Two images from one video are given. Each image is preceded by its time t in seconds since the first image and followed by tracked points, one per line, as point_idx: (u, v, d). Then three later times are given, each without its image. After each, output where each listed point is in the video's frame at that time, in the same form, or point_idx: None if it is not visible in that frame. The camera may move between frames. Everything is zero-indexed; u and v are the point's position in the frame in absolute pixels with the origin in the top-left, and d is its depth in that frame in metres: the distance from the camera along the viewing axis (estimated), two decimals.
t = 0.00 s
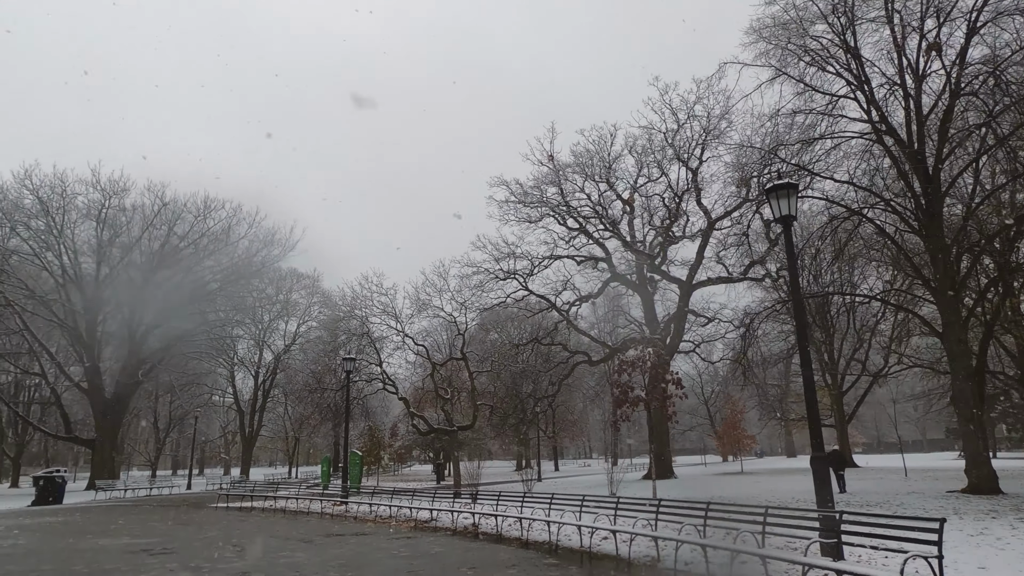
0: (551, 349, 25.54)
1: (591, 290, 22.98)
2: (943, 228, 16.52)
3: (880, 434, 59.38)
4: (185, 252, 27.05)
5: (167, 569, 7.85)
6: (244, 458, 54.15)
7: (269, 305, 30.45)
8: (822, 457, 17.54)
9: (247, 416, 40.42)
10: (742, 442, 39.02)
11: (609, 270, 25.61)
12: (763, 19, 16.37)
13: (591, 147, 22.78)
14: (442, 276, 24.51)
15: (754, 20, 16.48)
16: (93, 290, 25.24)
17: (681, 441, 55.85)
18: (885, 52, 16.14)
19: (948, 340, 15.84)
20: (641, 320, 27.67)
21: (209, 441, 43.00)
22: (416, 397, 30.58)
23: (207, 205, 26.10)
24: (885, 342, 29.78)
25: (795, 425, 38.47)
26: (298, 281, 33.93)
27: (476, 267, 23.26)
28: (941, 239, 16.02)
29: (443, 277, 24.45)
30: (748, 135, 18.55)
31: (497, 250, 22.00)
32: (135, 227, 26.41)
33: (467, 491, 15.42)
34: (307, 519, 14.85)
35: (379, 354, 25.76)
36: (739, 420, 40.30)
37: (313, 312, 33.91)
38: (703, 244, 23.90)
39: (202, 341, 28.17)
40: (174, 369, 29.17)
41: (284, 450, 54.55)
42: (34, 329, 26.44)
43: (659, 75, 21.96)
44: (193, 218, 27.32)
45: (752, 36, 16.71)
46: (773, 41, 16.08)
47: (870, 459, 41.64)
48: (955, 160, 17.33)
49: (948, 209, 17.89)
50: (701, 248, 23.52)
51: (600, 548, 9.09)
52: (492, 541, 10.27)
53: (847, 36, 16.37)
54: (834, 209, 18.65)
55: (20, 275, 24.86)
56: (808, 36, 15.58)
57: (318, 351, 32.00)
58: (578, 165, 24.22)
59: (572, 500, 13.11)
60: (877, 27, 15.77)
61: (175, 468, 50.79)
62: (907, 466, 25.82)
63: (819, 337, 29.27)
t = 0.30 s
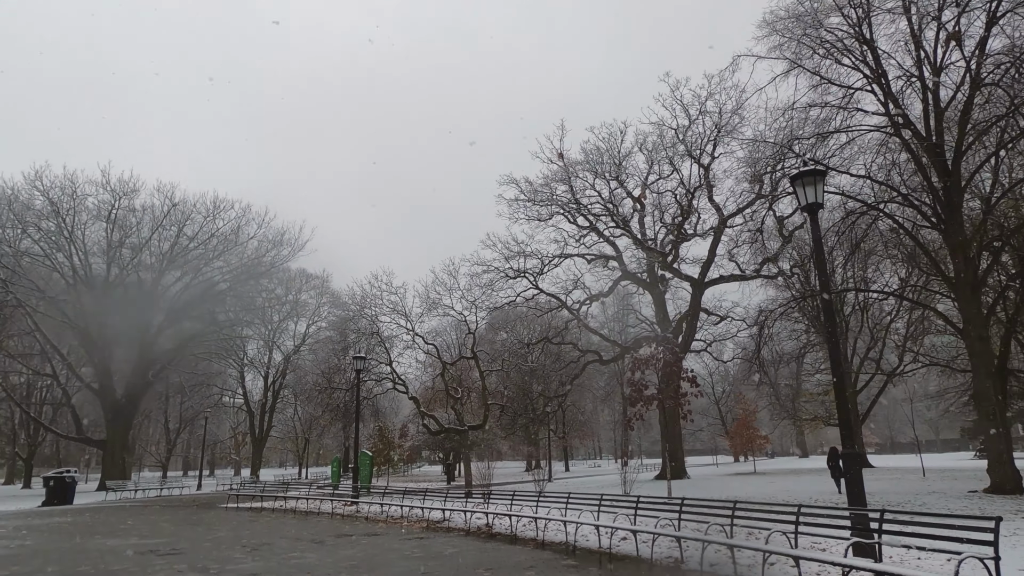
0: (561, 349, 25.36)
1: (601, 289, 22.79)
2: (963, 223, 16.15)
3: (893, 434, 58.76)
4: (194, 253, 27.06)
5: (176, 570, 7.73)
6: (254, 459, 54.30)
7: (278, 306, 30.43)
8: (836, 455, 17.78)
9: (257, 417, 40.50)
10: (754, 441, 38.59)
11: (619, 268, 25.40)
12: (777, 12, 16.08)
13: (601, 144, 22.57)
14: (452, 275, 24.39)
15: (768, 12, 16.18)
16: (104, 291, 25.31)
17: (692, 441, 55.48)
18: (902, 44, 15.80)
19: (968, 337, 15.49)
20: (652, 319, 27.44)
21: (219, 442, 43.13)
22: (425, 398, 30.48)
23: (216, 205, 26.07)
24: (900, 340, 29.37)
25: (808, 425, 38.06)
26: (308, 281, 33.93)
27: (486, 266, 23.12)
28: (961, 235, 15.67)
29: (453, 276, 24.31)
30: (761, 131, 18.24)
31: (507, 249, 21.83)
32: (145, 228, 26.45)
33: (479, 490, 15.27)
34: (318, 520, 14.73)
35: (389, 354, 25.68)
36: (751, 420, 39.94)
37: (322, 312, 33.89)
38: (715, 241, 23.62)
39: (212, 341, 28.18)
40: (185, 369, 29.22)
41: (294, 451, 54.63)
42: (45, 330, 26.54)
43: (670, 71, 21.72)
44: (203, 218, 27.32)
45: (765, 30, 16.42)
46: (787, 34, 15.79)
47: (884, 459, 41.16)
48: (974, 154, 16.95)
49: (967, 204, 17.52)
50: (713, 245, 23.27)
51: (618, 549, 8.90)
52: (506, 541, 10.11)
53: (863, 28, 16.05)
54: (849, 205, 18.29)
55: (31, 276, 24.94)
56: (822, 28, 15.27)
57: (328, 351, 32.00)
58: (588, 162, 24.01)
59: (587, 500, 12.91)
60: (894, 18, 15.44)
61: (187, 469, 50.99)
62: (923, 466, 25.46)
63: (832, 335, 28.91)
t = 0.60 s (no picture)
0: (569, 348, 25.16)
1: (609, 288, 22.60)
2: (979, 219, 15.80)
3: (904, 433, 58.23)
4: (200, 253, 26.99)
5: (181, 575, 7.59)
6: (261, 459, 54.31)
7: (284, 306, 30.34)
8: (849, 454, 17.52)
9: (263, 417, 40.47)
10: (764, 441, 38.26)
11: (627, 267, 25.19)
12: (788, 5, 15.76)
13: (609, 142, 22.35)
14: (458, 274, 24.23)
15: (778, 6, 15.87)
16: (109, 292, 25.29)
17: (700, 440, 55.16)
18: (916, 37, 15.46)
19: (986, 336, 15.17)
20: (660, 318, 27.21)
21: (226, 442, 43.12)
22: (432, 397, 30.34)
23: (221, 205, 25.99)
24: (911, 338, 29.03)
25: (817, 424, 37.73)
26: (314, 281, 33.84)
27: (493, 264, 22.96)
28: (977, 231, 15.33)
29: (459, 275, 24.15)
30: (771, 127, 17.94)
31: (513, 248, 21.66)
32: (151, 228, 26.41)
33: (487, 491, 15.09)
34: (325, 522, 14.59)
35: (395, 354, 25.54)
36: (761, 420, 39.61)
37: (329, 313, 33.82)
38: (724, 239, 23.37)
39: (218, 342, 28.12)
40: (191, 370, 29.18)
41: (301, 450, 54.60)
42: (52, 331, 26.52)
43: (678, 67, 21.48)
44: (208, 218, 27.25)
45: (776, 24, 16.11)
46: (798, 27, 15.49)
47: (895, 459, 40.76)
48: (991, 149, 16.60)
49: (983, 199, 17.18)
50: (722, 243, 23.02)
51: (633, 554, 8.71)
52: (517, 545, 9.93)
53: (876, 21, 15.71)
54: (862, 201, 17.94)
55: (37, 277, 24.91)
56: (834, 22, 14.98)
57: (334, 351, 31.93)
58: (595, 160, 23.78)
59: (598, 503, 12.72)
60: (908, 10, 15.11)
61: (193, 469, 51.09)
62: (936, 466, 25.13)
63: (842, 333, 28.60)
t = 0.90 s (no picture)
0: (576, 348, 24.98)
1: (617, 286, 22.42)
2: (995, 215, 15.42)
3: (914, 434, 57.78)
4: (207, 253, 26.99)
5: None
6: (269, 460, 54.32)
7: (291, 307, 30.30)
8: (863, 454, 17.24)
9: (271, 418, 40.44)
10: (774, 442, 37.91)
11: (635, 265, 25.01)
12: None
13: (617, 139, 22.16)
14: (466, 272, 24.10)
15: None
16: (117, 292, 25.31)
17: (708, 441, 54.83)
18: (931, 31, 15.13)
19: (1004, 335, 14.82)
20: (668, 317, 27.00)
21: (234, 442, 43.14)
22: (439, 398, 30.20)
23: (228, 205, 25.97)
24: (923, 337, 28.68)
25: (827, 424, 37.40)
26: (321, 281, 33.80)
27: (501, 263, 22.79)
28: (995, 227, 14.93)
29: (467, 273, 24.03)
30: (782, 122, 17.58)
31: (521, 246, 21.53)
32: (158, 228, 26.41)
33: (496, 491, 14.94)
34: (333, 522, 14.45)
35: (402, 353, 25.43)
36: (770, 420, 39.28)
37: (335, 313, 33.79)
38: (734, 237, 23.14)
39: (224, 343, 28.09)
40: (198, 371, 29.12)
41: (308, 451, 54.58)
42: (59, 332, 26.52)
43: (687, 63, 21.28)
44: (215, 218, 27.21)
45: (787, 17, 15.79)
46: (810, 20, 15.18)
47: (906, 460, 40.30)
48: (1008, 144, 16.23)
49: (1000, 195, 16.82)
50: (732, 241, 22.80)
51: (649, 554, 8.57)
52: (530, 546, 9.77)
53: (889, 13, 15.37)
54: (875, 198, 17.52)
55: (44, 278, 24.90)
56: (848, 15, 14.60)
57: (341, 351, 31.85)
58: (603, 157, 23.60)
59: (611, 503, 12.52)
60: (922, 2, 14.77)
61: (201, 470, 51.17)
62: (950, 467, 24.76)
63: (853, 332, 28.30)
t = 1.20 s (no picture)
0: (587, 346, 24.77)
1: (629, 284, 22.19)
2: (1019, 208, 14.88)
3: (927, 432, 57.19)
4: (216, 252, 27.01)
5: None
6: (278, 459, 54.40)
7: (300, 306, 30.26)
8: (879, 453, 16.94)
9: (280, 417, 40.43)
10: (787, 440, 37.47)
11: (646, 263, 24.75)
12: None
13: (627, 135, 21.91)
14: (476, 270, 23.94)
15: None
16: (127, 291, 25.34)
17: (718, 440, 54.44)
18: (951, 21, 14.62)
19: None
20: (679, 315, 26.73)
21: (243, 442, 43.21)
22: (448, 397, 30.07)
23: (237, 204, 25.95)
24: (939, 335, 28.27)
25: (841, 423, 36.96)
26: (330, 280, 33.77)
27: (511, 261, 22.60)
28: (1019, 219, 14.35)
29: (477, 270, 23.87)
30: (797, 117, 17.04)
31: (531, 244, 21.36)
32: (167, 227, 26.43)
33: (509, 492, 14.76)
34: (344, 523, 14.32)
35: (412, 352, 25.31)
36: (783, 419, 38.89)
37: (344, 312, 33.75)
38: (747, 234, 22.85)
39: (234, 342, 28.08)
40: (208, 370, 29.11)
41: (317, 450, 54.62)
42: (70, 332, 26.57)
43: (699, 58, 21.00)
44: (225, 217, 27.20)
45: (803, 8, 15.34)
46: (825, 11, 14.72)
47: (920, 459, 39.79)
48: None
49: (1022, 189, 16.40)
50: (745, 238, 22.50)
51: (673, 559, 8.36)
52: (547, 549, 9.58)
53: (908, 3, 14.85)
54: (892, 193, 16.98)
55: (54, 277, 24.94)
56: (867, 5, 14.14)
57: (350, 350, 31.80)
58: (613, 154, 23.36)
59: (628, 505, 12.31)
60: None
61: (211, 469, 51.32)
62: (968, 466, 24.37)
63: (867, 330, 27.94)
